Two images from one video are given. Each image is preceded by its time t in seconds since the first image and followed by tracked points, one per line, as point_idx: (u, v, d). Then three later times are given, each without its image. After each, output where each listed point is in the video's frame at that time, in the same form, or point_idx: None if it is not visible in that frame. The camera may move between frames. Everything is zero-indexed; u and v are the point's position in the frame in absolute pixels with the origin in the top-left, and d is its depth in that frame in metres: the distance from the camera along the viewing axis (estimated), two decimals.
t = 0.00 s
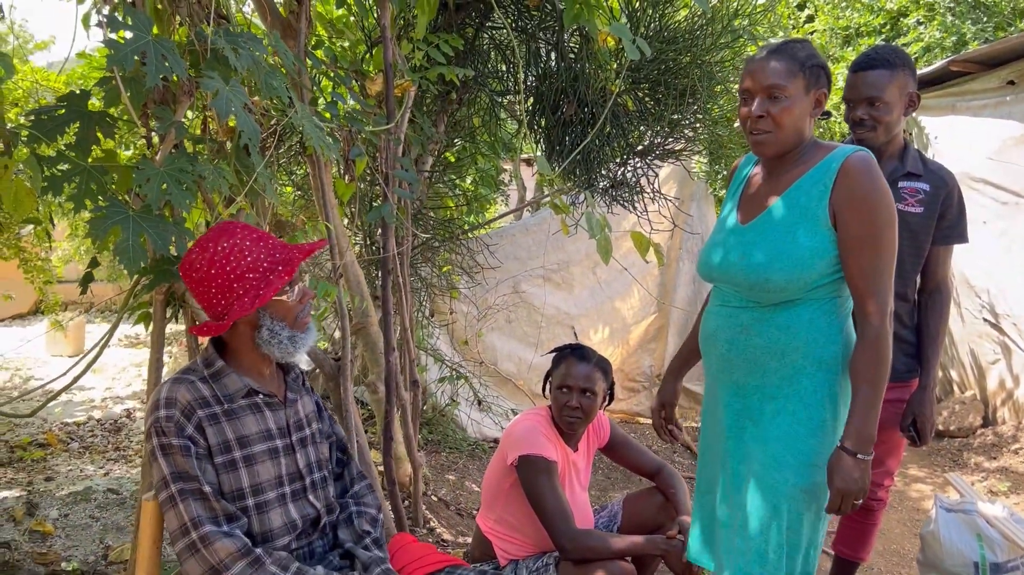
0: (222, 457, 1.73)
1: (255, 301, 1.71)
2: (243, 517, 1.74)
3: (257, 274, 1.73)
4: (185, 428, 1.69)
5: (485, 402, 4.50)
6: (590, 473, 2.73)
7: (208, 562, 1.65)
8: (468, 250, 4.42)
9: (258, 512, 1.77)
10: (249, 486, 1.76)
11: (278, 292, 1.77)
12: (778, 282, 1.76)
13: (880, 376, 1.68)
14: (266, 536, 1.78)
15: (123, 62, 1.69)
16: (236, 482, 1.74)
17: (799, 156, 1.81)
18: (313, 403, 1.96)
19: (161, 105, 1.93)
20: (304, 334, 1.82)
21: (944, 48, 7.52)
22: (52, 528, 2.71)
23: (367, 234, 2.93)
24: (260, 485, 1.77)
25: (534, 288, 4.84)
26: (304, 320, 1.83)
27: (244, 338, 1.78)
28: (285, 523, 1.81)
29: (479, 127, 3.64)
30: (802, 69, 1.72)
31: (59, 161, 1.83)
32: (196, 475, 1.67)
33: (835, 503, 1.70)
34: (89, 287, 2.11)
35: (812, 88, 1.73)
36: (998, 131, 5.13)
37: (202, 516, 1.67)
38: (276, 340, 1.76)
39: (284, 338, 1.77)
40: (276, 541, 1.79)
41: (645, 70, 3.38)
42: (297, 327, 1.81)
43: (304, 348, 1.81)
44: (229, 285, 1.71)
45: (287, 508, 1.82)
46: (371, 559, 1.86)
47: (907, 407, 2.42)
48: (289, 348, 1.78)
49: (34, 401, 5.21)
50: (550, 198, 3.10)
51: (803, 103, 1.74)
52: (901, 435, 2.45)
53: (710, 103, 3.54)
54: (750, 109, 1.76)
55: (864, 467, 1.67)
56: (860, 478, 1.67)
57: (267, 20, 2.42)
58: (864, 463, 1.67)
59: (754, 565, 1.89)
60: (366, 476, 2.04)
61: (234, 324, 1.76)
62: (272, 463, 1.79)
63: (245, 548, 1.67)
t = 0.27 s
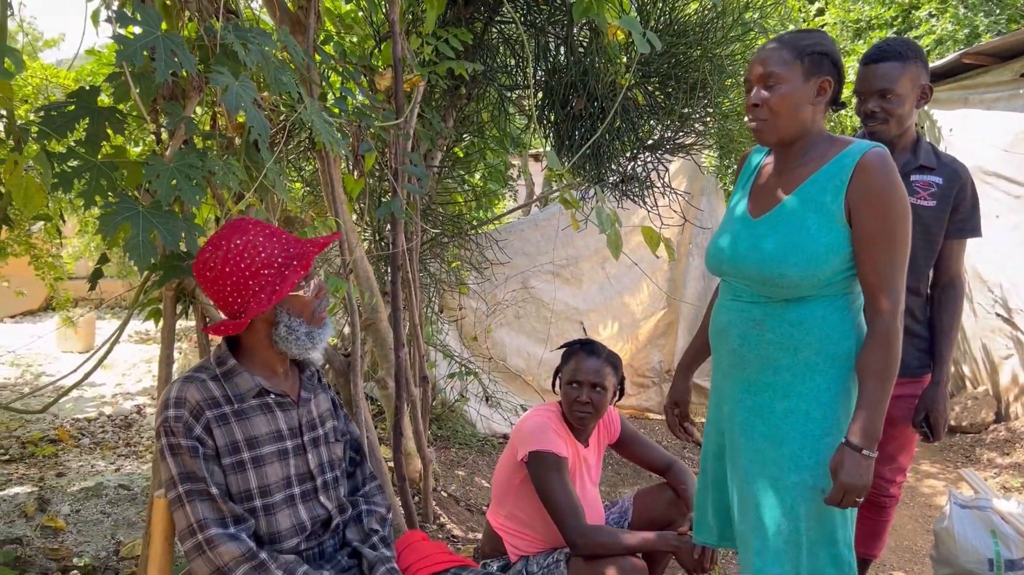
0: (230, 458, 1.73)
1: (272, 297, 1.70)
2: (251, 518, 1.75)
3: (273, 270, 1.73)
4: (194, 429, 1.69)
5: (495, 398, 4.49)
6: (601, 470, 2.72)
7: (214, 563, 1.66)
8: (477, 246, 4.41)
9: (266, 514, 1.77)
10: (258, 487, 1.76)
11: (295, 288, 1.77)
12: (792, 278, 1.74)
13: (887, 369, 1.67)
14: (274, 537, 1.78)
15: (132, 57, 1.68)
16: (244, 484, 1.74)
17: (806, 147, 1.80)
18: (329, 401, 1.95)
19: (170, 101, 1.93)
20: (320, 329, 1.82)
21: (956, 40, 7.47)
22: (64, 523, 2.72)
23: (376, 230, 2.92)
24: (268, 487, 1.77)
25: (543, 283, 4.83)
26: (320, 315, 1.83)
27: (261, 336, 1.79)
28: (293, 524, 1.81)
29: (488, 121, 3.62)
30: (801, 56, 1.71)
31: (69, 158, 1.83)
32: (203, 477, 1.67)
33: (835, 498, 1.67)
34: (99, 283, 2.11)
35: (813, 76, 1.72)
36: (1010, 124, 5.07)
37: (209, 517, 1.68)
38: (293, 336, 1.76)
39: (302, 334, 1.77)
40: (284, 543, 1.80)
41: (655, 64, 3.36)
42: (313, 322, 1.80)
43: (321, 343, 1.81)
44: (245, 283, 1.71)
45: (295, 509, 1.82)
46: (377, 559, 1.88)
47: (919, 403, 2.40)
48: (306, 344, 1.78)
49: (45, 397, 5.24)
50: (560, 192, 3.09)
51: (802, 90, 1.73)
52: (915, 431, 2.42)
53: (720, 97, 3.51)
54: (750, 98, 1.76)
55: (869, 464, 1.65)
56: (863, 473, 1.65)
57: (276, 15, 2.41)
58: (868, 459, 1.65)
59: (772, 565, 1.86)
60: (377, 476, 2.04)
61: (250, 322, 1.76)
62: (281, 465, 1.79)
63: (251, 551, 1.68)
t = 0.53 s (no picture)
0: (237, 454, 1.71)
1: (267, 300, 1.65)
2: (258, 514, 1.73)
3: (273, 270, 1.69)
4: (198, 426, 1.66)
5: (503, 390, 4.47)
6: (611, 463, 2.69)
7: (221, 562, 1.64)
8: (485, 238, 4.38)
9: (274, 509, 1.75)
10: (265, 483, 1.74)
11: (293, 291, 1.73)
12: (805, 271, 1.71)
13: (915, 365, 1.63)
14: (282, 533, 1.76)
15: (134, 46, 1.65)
16: (251, 479, 1.72)
17: (808, 135, 1.78)
18: (332, 393, 1.94)
19: (174, 91, 1.90)
20: (319, 334, 1.77)
21: (971, 28, 7.38)
22: (72, 517, 2.71)
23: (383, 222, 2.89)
24: (276, 482, 1.75)
25: (552, 276, 4.79)
26: (321, 319, 1.78)
27: (261, 332, 1.76)
28: (301, 519, 1.79)
29: (496, 112, 3.59)
30: (784, 44, 1.72)
31: (72, 148, 1.80)
32: (208, 475, 1.65)
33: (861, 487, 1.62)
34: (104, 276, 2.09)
35: (796, 64, 1.72)
36: None
37: (214, 516, 1.65)
38: (290, 337, 1.72)
39: (298, 337, 1.73)
40: (292, 538, 1.77)
41: (664, 53, 3.32)
42: (313, 325, 1.76)
43: (319, 348, 1.76)
44: (244, 279, 1.68)
45: (303, 503, 1.80)
46: (386, 554, 1.86)
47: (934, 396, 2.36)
48: (302, 347, 1.73)
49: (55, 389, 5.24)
50: (570, 183, 3.06)
51: (785, 79, 1.73)
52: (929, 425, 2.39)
53: (732, 86, 3.45)
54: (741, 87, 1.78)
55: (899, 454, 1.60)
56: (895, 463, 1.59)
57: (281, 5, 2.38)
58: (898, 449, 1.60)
59: (782, 563, 1.85)
60: (381, 468, 2.02)
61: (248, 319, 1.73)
62: (288, 459, 1.77)
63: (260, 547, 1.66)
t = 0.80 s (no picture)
0: (239, 444, 1.66)
1: (260, 294, 1.61)
2: (262, 506, 1.69)
3: (269, 262, 1.64)
4: (199, 416, 1.62)
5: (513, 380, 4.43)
6: (623, 454, 2.64)
7: (225, 555, 1.60)
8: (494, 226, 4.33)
9: (278, 501, 1.71)
10: (268, 474, 1.69)
11: (292, 283, 1.67)
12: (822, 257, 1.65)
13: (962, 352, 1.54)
14: (286, 525, 1.72)
15: (131, 26, 1.60)
16: (254, 470, 1.68)
17: (819, 116, 1.73)
18: (337, 382, 1.89)
19: (174, 74, 1.85)
20: (320, 325, 1.72)
21: (990, 11, 7.25)
22: (77, 508, 2.68)
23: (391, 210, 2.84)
24: (280, 473, 1.71)
25: (563, 265, 4.73)
26: (322, 310, 1.73)
27: (260, 320, 1.71)
28: (306, 511, 1.74)
29: (504, 98, 3.53)
30: (794, 23, 1.69)
31: (70, 132, 1.76)
32: (210, 466, 1.60)
33: (961, 493, 1.48)
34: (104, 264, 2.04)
35: (805, 42, 1.68)
36: None
37: (217, 509, 1.61)
38: (289, 328, 1.67)
39: (297, 329, 1.68)
40: (297, 530, 1.73)
41: (677, 35, 3.25)
42: (313, 316, 1.71)
43: (319, 339, 1.70)
44: (240, 270, 1.63)
45: (308, 495, 1.75)
46: (393, 547, 1.82)
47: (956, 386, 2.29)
48: (301, 338, 1.68)
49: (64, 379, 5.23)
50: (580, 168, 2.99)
51: (795, 58, 1.69)
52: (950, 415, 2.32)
53: (746, 70, 3.36)
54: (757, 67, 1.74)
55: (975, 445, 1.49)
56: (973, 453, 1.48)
57: None
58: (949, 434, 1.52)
59: (797, 558, 1.80)
60: (388, 459, 1.97)
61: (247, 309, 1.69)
62: (292, 450, 1.73)
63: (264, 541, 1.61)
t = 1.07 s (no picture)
0: (246, 432, 1.61)
1: (252, 273, 1.54)
2: (270, 495, 1.63)
3: (263, 241, 1.57)
4: (203, 403, 1.56)
5: (527, 367, 4.36)
6: (639, 443, 2.57)
7: (233, 547, 1.53)
8: (508, 210, 4.25)
9: (286, 490, 1.65)
10: (276, 462, 1.64)
11: (289, 262, 1.61)
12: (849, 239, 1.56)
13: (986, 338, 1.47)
14: (295, 515, 1.66)
15: None
16: (261, 459, 1.62)
17: (848, 90, 1.64)
18: (345, 367, 1.83)
19: (177, 48, 1.79)
20: (323, 308, 1.66)
21: None
22: (85, 496, 2.64)
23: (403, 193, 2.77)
24: (288, 461, 1.65)
25: (577, 250, 4.63)
26: (323, 291, 1.66)
27: (263, 305, 1.65)
28: (315, 501, 1.69)
29: (518, 78, 3.44)
30: None
31: (69, 109, 1.70)
32: (216, 455, 1.54)
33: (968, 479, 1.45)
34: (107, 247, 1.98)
35: (830, 15, 1.59)
36: None
37: (225, 498, 1.55)
38: (289, 310, 1.61)
39: (299, 311, 1.62)
40: (306, 520, 1.67)
41: (696, 12, 3.16)
42: (314, 298, 1.65)
43: (322, 322, 1.65)
44: (234, 250, 1.57)
45: (317, 484, 1.69)
46: (402, 539, 1.76)
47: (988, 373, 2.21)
48: (304, 322, 1.62)
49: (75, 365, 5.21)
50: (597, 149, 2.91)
51: (820, 32, 1.60)
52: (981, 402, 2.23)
53: (767, 48, 3.27)
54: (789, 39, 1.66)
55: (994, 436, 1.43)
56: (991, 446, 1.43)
57: None
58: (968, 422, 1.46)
59: (821, 552, 1.73)
60: (401, 444, 1.91)
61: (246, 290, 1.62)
62: (299, 437, 1.67)
63: (273, 532, 1.55)
